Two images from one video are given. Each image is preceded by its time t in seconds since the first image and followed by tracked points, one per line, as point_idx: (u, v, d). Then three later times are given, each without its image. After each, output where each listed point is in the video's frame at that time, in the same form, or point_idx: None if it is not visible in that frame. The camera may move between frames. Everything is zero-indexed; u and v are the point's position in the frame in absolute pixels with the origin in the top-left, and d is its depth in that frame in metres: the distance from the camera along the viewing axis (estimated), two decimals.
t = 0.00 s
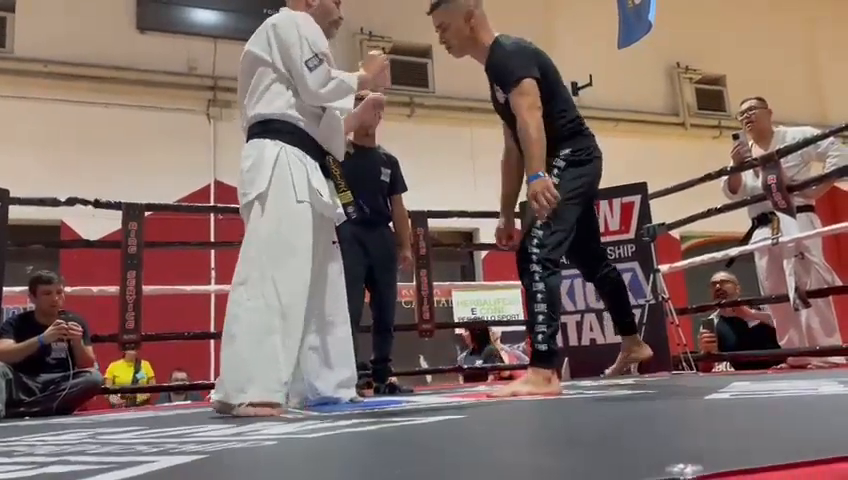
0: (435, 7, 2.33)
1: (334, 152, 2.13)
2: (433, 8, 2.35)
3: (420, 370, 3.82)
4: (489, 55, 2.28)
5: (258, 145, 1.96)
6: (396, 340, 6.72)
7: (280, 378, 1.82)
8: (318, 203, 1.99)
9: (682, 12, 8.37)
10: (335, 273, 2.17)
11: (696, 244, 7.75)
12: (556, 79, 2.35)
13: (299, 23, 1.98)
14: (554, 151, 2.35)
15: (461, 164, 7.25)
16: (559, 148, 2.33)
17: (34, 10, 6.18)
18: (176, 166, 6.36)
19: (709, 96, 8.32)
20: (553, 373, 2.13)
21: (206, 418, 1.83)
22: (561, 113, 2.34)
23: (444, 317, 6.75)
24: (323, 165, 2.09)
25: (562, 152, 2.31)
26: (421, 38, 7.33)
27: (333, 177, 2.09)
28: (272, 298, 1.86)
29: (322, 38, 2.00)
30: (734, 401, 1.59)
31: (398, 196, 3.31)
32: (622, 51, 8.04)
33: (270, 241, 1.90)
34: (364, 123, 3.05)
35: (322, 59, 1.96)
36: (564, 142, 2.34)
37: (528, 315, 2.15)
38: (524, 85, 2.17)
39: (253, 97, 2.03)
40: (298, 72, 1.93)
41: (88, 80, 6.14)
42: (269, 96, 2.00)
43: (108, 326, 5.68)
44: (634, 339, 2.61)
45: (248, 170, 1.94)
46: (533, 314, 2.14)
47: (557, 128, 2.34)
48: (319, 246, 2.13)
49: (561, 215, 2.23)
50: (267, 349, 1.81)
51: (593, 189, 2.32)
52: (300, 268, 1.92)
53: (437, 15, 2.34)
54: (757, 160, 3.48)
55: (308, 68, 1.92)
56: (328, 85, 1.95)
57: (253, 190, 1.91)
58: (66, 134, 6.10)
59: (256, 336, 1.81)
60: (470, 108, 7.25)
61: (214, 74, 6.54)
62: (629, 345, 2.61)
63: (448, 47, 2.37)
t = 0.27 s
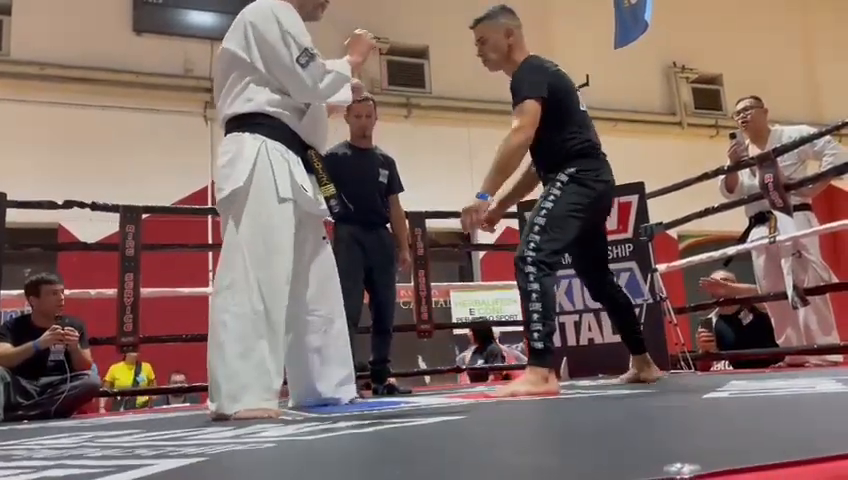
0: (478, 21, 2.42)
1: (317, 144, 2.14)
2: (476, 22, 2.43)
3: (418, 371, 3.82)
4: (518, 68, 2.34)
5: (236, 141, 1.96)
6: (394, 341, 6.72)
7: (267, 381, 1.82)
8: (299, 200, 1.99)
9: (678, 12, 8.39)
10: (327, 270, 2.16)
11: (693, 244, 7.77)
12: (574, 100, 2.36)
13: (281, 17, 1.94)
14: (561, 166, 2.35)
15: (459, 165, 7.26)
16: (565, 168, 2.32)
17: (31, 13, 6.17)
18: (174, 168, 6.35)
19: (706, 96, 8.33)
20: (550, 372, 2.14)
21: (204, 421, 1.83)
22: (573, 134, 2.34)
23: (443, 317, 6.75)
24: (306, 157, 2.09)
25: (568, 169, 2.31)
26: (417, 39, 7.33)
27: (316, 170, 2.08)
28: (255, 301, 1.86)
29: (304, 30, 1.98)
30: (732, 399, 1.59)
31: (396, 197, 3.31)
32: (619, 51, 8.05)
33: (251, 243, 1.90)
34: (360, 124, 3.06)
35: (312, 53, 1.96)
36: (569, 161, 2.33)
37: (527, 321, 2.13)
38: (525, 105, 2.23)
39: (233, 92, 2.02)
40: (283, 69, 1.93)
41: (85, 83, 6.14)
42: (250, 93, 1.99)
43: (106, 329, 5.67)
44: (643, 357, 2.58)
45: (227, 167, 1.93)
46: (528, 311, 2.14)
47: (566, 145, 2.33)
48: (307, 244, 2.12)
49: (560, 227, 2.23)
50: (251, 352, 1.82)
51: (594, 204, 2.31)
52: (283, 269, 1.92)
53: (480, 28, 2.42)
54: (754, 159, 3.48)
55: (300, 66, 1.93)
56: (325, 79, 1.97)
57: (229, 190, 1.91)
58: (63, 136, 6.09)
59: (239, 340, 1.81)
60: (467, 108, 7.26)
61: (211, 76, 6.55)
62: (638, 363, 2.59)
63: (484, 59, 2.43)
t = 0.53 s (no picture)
0: (516, 32, 2.48)
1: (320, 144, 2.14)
2: (515, 33, 2.49)
3: (417, 372, 3.82)
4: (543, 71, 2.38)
5: (236, 141, 1.97)
6: (395, 342, 6.73)
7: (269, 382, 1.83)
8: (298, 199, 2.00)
9: (676, 12, 8.40)
10: (330, 268, 2.17)
11: (692, 243, 7.78)
12: (579, 100, 2.35)
13: (285, 9, 1.96)
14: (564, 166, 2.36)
15: (458, 166, 7.27)
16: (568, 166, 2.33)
17: (29, 16, 6.17)
18: (173, 170, 6.36)
19: (704, 96, 8.35)
20: (555, 349, 2.14)
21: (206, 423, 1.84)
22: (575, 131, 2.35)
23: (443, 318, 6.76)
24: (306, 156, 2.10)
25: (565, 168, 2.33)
26: (416, 40, 7.34)
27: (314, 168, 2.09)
28: (254, 302, 1.87)
29: (307, 25, 1.99)
30: (732, 399, 1.60)
31: (396, 198, 3.32)
32: (617, 52, 8.07)
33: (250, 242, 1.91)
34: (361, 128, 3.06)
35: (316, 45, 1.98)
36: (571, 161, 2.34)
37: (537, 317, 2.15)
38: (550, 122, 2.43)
39: (236, 90, 2.04)
40: (287, 63, 1.95)
41: (84, 86, 6.15)
42: (253, 90, 2.01)
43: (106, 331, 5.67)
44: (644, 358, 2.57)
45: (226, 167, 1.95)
46: (532, 297, 2.16)
47: (570, 145, 2.35)
48: (307, 242, 2.12)
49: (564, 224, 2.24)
50: (252, 352, 1.82)
51: (597, 202, 2.31)
52: (282, 270, 1.93)
53: (518, 38, 2.48)
54: (752, 159, 3.49)
55: (306, 59, 1.95)
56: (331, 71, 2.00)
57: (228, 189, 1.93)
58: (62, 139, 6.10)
59: (239, 340, 1.82)
60: (466, 109, 7.28)
61: (210, 79, 6.56)
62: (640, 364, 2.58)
63: (522, 66, 2.48)
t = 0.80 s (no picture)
0: (498, 58, 2.54)
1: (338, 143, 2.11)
2: (498, 59, 2.55)
3: (416, 374, 3.79)
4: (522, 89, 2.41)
5: (253, 141, 1.96)
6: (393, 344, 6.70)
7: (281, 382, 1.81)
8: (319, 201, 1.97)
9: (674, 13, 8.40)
10: (344, 271, 2.17)
11: (690, 244, 7.77)
12: (553, 109, 2.36)
13: (306, 11, 1.96)
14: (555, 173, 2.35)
15: (456, 168, 7.25)
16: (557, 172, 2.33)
17: (25, 18, 6.15)
18: (170, 172, 6.34)
19: (702, 97, 8.34)
20: (545, 351, 2.11)
21: (202, 426, 1.82)
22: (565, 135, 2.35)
23: (441, 321, 6.74)
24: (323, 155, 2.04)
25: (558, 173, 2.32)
26: (414, 41, 7.33)
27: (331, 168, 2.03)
28: (272, 301, 1.84)
29: (326, 27, 1.98)
30: (733, 400, 1.59)
31: (395, 200, 3.30)
32: (615, 53, 8.06)
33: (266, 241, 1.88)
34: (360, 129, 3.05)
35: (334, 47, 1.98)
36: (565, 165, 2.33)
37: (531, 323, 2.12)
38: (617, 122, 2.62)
39: (254, 91, 2.02)
40: (305, 63, 1.93)
41: (80, 88, 6.13)
42: (272, 89, 1.98)
43: (102, 334, 5.64)
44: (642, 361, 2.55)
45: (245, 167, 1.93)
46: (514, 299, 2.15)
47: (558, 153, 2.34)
48: (324, 243, 2.12)
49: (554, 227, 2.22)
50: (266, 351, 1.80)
51: (589, 205, 2.29)
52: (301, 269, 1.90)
53: (501, 64, 2.54)
54: (751, 159, 3.48)
55: (323, 58, 1.93)
56: (347, 72, 1.98)
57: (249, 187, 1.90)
58: (59, 141, 6.08)
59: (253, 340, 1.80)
60: (463, 111, 7.26)
61: (207, 80, 6.54)
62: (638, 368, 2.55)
63: (509, 90, 2.55)
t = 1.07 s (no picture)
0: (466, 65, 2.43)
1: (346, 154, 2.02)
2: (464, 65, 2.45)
3: (415, 375, 3.78)
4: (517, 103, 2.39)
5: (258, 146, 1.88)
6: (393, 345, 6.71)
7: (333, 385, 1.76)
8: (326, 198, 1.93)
9: (672, 13, 8.40)
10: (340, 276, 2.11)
11: (689, 244, 7.77)
12: (546, 117, 2.34)
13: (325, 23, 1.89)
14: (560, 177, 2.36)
15: (455, 168, 7.26)
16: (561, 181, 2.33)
17: (24, 19, 6.15)
18: (169, 172, 6.34)
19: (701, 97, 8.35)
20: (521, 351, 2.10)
21: (203, 428, 1.82)
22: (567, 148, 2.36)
23: (440, 321, 6.74)
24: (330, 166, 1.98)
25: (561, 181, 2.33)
26: (412, 42, 7.34)
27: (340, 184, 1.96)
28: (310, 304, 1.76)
29: (343, 37, 1.90)
30: (732, 400, 1.60)
31: (395, 201, 3.31)
32: (614, 53, 8.07)
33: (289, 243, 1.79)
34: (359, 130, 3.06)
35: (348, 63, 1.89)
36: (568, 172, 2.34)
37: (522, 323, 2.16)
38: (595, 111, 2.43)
39: (263, 93, 1.95)
40: (317, 74, 1.85)
41: (79, 89, 6.13)
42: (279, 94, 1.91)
43: (102, 335, 5.64)
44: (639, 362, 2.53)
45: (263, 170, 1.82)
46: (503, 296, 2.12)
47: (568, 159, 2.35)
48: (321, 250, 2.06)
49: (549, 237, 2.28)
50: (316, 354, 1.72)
51: (591, 214, 2.31)
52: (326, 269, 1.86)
53: (466, 69, 2.44)
54: (750, 159, 3.49)
55: (333, 71, 1.85)
56: (356, 89, 1.87)
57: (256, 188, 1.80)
58: (58, 142, 6.08)
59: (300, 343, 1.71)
60: (462, 111, 7.27)
61: (206, 81, 6.55)
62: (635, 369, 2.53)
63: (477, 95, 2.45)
